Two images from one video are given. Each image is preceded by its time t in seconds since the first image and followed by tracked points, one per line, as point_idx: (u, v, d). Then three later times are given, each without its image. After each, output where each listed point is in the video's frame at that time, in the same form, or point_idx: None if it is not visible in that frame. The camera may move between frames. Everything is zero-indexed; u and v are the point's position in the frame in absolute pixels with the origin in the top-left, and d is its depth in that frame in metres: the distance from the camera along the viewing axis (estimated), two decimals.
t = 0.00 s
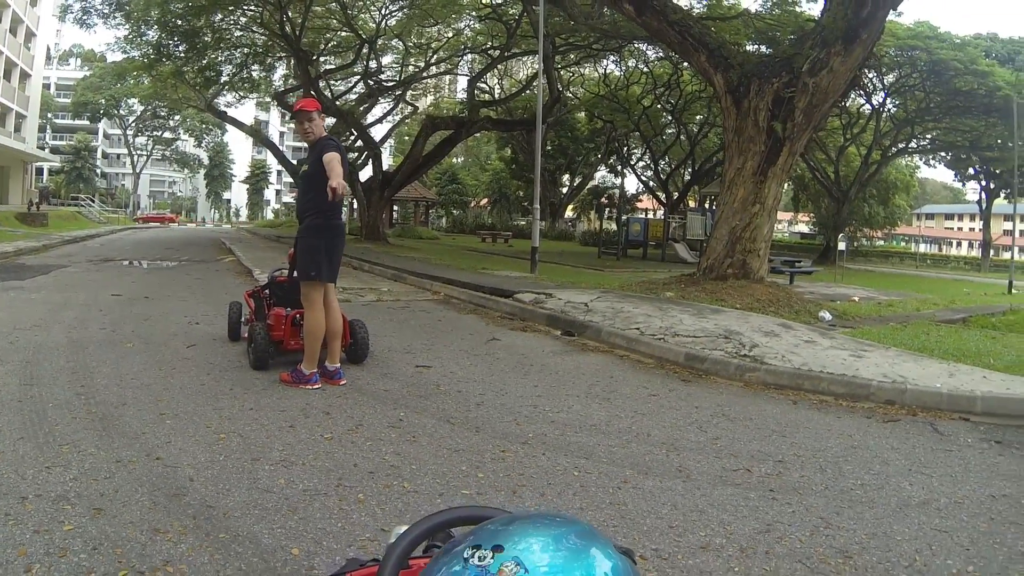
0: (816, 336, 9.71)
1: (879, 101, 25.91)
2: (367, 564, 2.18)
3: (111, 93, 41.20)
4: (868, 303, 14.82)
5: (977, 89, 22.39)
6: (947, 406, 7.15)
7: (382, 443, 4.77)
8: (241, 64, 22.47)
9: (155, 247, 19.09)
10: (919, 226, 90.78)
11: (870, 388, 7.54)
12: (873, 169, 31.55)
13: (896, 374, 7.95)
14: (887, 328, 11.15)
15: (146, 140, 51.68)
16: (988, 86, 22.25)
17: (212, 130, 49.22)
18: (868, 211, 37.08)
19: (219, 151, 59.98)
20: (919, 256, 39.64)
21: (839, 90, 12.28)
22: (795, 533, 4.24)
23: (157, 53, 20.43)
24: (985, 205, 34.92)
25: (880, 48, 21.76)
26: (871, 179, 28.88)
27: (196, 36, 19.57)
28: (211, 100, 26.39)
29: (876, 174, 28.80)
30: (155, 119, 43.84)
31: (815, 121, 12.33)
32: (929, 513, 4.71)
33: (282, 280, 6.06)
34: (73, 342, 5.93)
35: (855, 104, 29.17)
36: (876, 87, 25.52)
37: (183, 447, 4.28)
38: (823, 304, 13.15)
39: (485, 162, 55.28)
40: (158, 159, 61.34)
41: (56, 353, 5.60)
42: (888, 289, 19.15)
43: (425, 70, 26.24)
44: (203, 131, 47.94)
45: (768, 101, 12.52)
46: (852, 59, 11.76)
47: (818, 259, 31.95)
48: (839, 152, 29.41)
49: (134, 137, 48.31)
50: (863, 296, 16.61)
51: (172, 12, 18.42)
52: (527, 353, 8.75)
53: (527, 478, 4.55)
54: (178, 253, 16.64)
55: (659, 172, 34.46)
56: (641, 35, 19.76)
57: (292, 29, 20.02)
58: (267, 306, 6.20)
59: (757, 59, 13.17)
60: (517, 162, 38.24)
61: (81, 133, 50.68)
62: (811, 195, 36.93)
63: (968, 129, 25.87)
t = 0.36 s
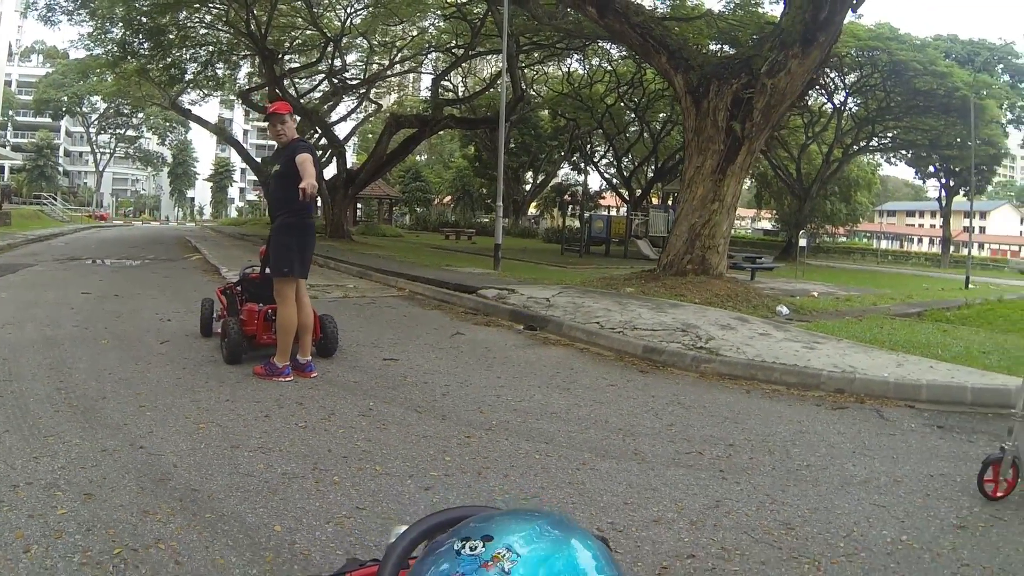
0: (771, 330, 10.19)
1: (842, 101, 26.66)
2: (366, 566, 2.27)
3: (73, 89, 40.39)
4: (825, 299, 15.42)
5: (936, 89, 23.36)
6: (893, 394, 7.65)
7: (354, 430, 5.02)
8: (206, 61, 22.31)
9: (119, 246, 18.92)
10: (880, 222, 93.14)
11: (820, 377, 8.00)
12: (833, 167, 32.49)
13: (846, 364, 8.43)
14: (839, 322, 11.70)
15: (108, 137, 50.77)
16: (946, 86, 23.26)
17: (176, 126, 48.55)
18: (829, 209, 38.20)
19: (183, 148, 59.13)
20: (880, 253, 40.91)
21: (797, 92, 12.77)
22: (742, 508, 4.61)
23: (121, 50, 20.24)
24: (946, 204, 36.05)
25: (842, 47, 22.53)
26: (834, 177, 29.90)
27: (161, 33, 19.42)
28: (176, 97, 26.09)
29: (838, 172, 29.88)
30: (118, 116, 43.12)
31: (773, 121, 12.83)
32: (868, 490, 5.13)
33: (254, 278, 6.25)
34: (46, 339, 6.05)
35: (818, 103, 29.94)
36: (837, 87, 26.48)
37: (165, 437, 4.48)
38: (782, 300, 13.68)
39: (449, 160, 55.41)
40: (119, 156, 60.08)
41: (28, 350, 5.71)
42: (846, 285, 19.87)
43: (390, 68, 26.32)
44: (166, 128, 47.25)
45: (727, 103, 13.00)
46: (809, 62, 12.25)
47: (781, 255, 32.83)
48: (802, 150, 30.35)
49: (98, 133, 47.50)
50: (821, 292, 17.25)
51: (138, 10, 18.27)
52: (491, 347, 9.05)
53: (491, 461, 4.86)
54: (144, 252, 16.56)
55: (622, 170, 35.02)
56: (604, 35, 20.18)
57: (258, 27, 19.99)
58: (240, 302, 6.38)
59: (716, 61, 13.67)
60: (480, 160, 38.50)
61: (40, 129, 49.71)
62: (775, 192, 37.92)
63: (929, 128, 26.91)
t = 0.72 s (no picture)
0: (714, 325, 10.80)
1: (792, 102, 27.57)
2: (366, 564, 2.23)
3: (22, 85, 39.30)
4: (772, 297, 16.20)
5: (885, 92, 24.63)
6: (828, 384, 8.28)
7: (320, 419, 5.35)
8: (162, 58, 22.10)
9: (73, 246, 18.68)
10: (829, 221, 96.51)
11: (760, 368, 8.60)
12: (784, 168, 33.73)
13: (783, 357, 9.06)
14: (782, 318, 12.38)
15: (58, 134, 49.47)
16: (894, 88, 24.55)
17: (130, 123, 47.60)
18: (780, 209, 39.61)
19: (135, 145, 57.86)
20: (831, 253, 42.62)
21: (744, 96, 13.39)
22: (679, 483, 5.09)
23: (76, 46, 19.99)
24: (896, 202, 39.01)
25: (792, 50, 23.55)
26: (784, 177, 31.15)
27: (117, 30, 19.20)
28: (129, 94, 25.71)
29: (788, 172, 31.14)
30: (71, 113, 42.09)
31: (720, 125, 13.47)
32: (796, 468, 5.68)
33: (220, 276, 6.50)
34: (13, 338, 6.21)
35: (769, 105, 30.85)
36: (788, 88, 27.19)
37: (142, 427, 4.75)
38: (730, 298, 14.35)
39: (403, 159, 55.47)
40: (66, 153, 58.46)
41: None
42: (794, 284, 20.77)
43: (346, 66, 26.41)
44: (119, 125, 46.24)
45: (676, 106, 13.60)
46: (756, 68, 12.87)
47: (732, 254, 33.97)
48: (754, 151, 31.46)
49: (49, 131, 46.24)
50: (768, 290, 18.07)
51: (93, 6, 18.06)
52: (445, 343, 9.42)
53: (447, 444, 5.25)
54: (100, 252, 16.43)
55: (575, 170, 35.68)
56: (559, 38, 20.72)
57: (214, 24, 19.92)
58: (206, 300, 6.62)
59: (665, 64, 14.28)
60: (434, 159, 38.76)
61: None
62: (728, 193, 39.17)
63: (879, 130, 28.21)
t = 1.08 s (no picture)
0: (651, 319, 11.47)
1: (737, 105, 29.00)
2: (366, 564, 2.32)
3: None
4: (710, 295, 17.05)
5: (829, 97, 25.85)
6: (756, 372, 9.00)
7: (281, 404, 5.71)
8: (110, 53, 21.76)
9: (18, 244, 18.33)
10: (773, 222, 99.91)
11: (692, 360, 9.25)
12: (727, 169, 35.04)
13: (715, 348, 9.76)
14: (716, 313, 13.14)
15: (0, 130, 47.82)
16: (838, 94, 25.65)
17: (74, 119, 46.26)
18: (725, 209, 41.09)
19: (80, 141, 56.25)
20: (774, 251, 44.50)
21: (684, 100, 13.88)
22: (613, 458, 5.63)
23: (21, 39, 19.63)
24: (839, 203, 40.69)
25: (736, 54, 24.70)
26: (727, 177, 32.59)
27: (64, 23, 18.84)
28: (75, 89, 25.17)
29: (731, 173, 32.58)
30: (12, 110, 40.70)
31: (660, 129, 14.12)
32: (719, 444, 6.30)
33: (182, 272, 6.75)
34: None
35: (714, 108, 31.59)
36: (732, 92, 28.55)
37: (116, 413, 5.04)
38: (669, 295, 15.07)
39: (349, 157, 55.23)
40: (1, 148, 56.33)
41: None
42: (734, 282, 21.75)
43: (294, 64, 26.36)
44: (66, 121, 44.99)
45: (618, 111, 14.23)
46: (696, 74, 13.40)
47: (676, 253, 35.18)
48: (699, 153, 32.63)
49: None
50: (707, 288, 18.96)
51: None
52: (394, 336, 9.80)
53: (400, 426, 5.68)
54: (50, 251, 16.22)
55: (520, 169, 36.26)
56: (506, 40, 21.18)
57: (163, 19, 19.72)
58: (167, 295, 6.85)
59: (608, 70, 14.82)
60: (379, 158, 38.83)
61: None
62: (673, 193, 40.51)
63: (822, 133, 29.58)
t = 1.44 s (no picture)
0: (587, 313, 12.15)
1: (677, 105, 29.99)
2: (364, 564, 2.36)
3: None
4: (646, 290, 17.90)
5: (766, 97, 27.16)
6: (685, 360, 9.73)
7: (243, 393, 6.12)
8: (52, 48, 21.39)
9: None
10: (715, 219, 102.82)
11: (627, 350, 9.94)
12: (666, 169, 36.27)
13: (648, 339, 10.48)
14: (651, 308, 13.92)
15: None
16: (775, 94, 27.03)
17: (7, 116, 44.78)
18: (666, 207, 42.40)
19: (17, 139, 54.45)
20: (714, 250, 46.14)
21: (622, 104, 14.67)
22: (551, 435, 6.22)
23: None
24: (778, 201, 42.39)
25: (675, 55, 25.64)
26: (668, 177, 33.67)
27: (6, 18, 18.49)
28: (13, 84, 24.59)
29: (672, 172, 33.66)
30: None
31: (597, 130, 14.81)
32: (647, 422, 6.97)
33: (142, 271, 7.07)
34: None
35: (655, 109, 32.32)
36: (673, 93, 29.63)
37: (88, 403, 5.38)
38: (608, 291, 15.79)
39: (291, 155, 54.76)
40: None
41: None
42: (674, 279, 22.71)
43: (236, 62, 26.23)
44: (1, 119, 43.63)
45: (558, 113, 14.86)
46: (633, 78, 14.08)
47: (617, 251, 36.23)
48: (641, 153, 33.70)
49: None
50: (645, 284, 19.85)
51: None
52: (344, 332, 10.22)
53: (355, 410, 6.15)
54: None
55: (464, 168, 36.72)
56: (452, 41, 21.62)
57: (106, 15, 19.50)
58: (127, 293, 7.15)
59: (548, 74, 15.49)
60: (322, 158, 38.77)
61: None
62: (614, 191, 41.50)
63: (761, 133, 30.95)
